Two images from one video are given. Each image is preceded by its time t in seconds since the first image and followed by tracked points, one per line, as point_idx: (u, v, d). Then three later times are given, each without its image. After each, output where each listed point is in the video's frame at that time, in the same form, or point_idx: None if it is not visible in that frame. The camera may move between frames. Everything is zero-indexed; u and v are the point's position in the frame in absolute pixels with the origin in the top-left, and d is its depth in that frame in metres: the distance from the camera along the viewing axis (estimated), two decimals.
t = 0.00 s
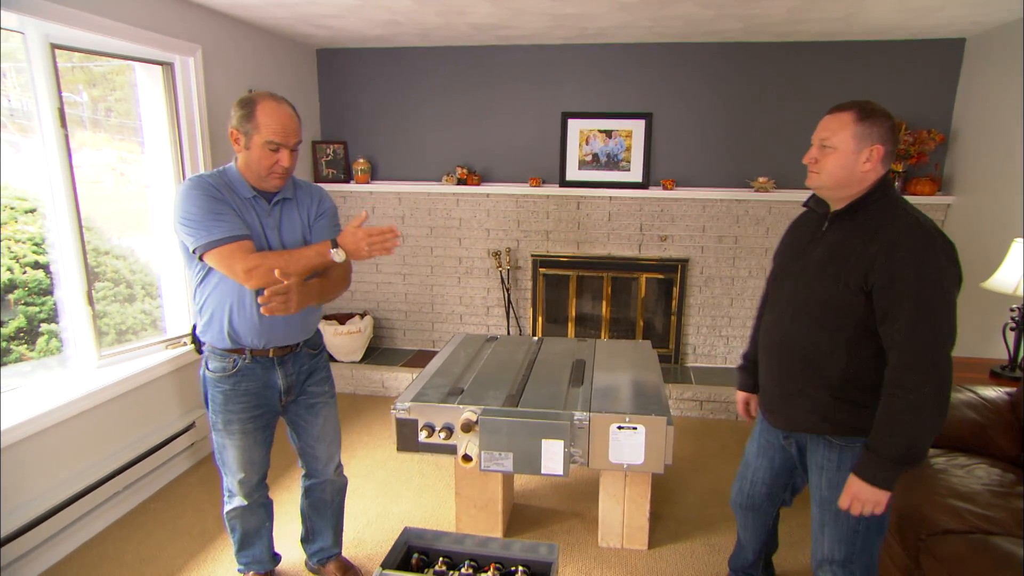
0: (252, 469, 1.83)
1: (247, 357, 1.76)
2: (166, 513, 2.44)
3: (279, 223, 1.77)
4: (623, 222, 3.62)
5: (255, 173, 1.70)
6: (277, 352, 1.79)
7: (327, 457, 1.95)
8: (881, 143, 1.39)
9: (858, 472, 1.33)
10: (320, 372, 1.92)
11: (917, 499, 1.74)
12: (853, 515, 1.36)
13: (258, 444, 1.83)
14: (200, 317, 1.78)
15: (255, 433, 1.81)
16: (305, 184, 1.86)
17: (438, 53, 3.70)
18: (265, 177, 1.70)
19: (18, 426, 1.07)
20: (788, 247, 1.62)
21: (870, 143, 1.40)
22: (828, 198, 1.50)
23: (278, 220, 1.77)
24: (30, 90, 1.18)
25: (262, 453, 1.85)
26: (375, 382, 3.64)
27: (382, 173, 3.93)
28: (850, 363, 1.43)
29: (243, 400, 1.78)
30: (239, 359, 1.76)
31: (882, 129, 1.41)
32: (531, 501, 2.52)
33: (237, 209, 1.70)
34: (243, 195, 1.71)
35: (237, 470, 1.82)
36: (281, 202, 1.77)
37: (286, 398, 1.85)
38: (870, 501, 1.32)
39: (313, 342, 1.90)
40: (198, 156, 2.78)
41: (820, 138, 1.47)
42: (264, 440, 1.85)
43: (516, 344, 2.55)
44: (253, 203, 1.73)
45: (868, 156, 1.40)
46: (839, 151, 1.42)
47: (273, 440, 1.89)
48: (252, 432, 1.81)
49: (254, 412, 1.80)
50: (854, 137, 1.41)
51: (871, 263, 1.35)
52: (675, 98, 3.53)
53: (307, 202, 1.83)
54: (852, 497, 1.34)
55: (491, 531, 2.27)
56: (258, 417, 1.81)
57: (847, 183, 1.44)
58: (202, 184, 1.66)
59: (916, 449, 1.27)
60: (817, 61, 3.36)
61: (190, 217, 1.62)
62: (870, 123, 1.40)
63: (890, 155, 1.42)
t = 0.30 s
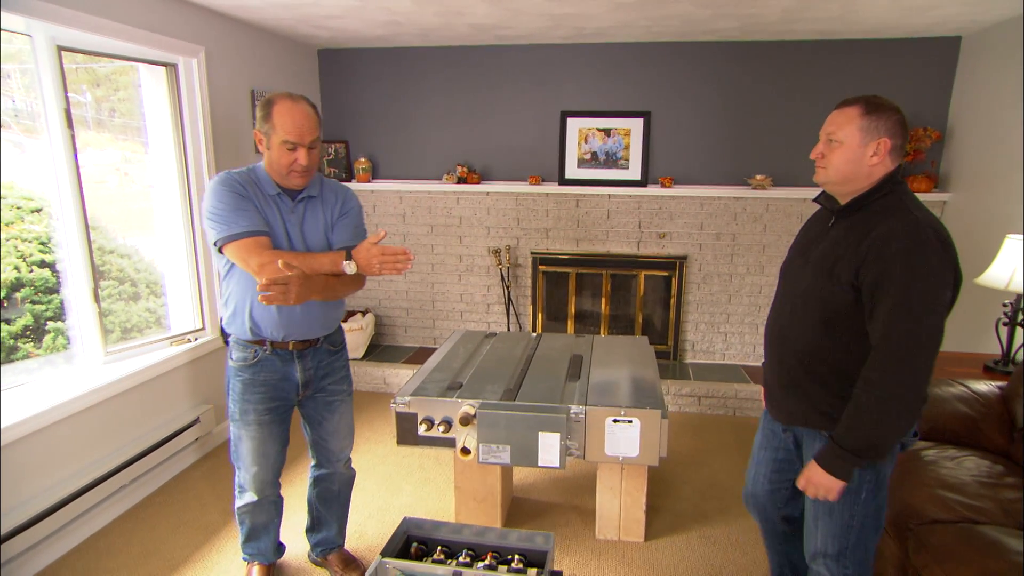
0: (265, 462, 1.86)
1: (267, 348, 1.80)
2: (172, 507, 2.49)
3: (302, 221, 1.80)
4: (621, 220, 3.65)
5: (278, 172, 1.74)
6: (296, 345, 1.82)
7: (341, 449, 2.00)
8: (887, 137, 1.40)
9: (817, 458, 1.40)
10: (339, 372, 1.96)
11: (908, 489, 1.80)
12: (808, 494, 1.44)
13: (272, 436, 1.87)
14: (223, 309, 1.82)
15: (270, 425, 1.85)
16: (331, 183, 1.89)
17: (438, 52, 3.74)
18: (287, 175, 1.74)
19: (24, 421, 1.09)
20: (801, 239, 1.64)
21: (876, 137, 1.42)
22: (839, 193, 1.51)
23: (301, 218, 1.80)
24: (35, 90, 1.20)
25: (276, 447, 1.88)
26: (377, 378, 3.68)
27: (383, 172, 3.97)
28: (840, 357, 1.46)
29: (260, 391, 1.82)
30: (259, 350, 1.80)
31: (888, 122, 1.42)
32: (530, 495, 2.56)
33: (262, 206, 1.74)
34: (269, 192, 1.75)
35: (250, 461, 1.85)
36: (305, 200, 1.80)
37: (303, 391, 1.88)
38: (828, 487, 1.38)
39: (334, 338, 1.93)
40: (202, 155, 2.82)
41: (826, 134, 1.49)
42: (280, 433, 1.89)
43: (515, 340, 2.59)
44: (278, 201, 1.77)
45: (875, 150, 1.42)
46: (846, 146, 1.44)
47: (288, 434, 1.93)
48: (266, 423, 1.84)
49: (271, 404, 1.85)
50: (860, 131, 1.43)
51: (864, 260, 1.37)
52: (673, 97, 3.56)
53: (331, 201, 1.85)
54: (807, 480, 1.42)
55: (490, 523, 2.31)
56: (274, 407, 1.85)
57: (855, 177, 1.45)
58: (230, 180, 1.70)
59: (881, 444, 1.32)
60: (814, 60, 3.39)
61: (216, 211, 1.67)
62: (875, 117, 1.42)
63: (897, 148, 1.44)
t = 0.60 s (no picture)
0: (270, 460, 1.88)
1: (274, 346, 1.82)
2: (173, 504, 2.51)
3: (310, 221, 1.83)
4: (618, 218, 3.67)
5: (288, 175, 1.77)
6: (302, 344, 1.85)
7: (343, 445, 2.03)
8: (878, 129, 1.43)
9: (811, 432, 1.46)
10: (343, 369, 1.99)
11: (897, 480, 1.82)
12: (807, 463, 1.51)
13: (277, 433, 1.88)
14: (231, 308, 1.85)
15: (275, 421, 1.87)
16: (340, 184, 1.91)
17: (435, 53, 3.77)
18: (296, 176, 1.76)
19: (29, 420, 1.12)
20: (795, 226, 1.66)
21: (867, 129, 1.45)
22: (831, 184, 1.55)
23: (309, 218, 1.83)
24: (37, 94, 1.23)
25: (282, 443, 1.90)
26: (377, 377, 3.71)
27: (382, 172, 4.00)
28: (825, 343, 1.49)
29: (267, 387, 1.84)
30: (266, 347, 1.82)
31: (880, 115, 1.45)
32: (528, 491, 2.59)
33: (271, 206, 1.77)
34: (278, 192, 1.78)
35: (256, 458, 1.86)
36: (313, 201, 1.83)
37: (308, 389, 1.91)
38: (818, 457, 1.45)
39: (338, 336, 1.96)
40: (201, 156, 2.85)
41: (820, 126, 1.52)
42: (283, 431, 1.90)
43: (511, 337, 2.62)
44: (287, 201, 1.80)
45: (866, 141, 1.45)
46: (838, 137, 1.47)
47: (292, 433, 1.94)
48: (272, 418, 1.87)
49: (277, 402, 1.87)
50: (853, 123, 1.46)
51: (850, 247, 1.40)
52: (669, 96, 3.59)
53: (339, 202, 1.88)
54: (805, 453, 1.49)
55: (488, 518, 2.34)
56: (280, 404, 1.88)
57: (848, 167, 1.48)
58: (240, 180, 1.74)
59: (863, 420, 1.38)
60: (809, 58, 3.42)
61: (224, 210, 1.70)
62: (866, 110, 1.45)
63: (888, 141, 1.46)
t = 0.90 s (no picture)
0: (267, 461, 1.90)
1: (270, 348, 1.83)
2: (174, 503, 2.53)
3: (304, 220, 1.85)
4: (617, 218, 3.69)
5: (286, 168, 1.77)
6: (298, 344, 1.86)
7: (339, 443, 2.05)
8: (864, 134, 1.47)
9: (820, 436, 1.43)
10: (338, 369, 2.01)
11: (896, 480, 1.82)
12: (815, 472, 1.46)
13: (273, 435, 1.89)
14: (225, 311, 1.85)
15: (273, 425, 1.88)
16: (331, 185, 1.94)
17: (435, 54, 3.78)
18: (295, 170, 1.78)
19: (29, 419, 1.13)
20: (788, 230, 1.68)
21: (854, 134, 1.48)
22: (820, 188, 1.58)
23: (303, 217, 1.85)
24: (36, 96, 1.25)
25: (278, 445, 1.92)
26: (378, 377, 3.73)
27: (382, 173, 4.02)
28: (822, 342, 1.51)
29: (263, 390, 1.85)
30: (262, 350, 1.83)
31: (864, 120, 1.49)
32: (527, 489, 2.60)
33: (264, 206, 1.78)
34: (271, 193, 1.80)
35: (253, 459, 1.88)
36: (307, 200, 1.85)
37: (305, 390, 1.92)
38: (832, 462, 1.41)
39: (332, 335, 1.98)
40: (202, 157, 2.87)
41: (807, 133, 1.55)
42: (280, 432, 1.92)
43: (511, 336, 2.63)
44: (280, 201, 1.81)
45: (853, 145, 1.48)
46: (827, 142, 1.50)
47: (288, 435, 1.95)
48: (268, 421, 1.87)
49: (275, 405, 1.88)
50: (840, 128, 1.49)
51: (843, 245, 1.43)
52: (667, 97, 3.60)
53: (331, 201, 1.90)
54: (812, 458, 1.45)
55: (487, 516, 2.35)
56: (277, 407, 1.88)
57: (838, 171, 1.51)
58: (233, 181, 1.75)
59: (870, 414, 1.37)
60: (806, 59, 3.43)
61: (218, 212, 1.71)
62: (852, 116, 1.49)
63: (874, 145, 1.50)
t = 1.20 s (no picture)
0: (263, 463, 1.90)
1: (264, 351, 1.84)
2: (174, 503, 2.54)
3: (297, 223, 1.86)
4: (616, 220, 3.70)
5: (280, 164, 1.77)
6: (292, 347, 1.88)
7: (334, 445, 2.05)
8: (855, 137, 1.49)
9: (819, 430, 1.47)
10: (331, 369, 2.02)
11: (893, 480, 1.83)
12: (815, 462, 1.52)
13: (269, 437, 1.90)
14: (217, 314, 1.85)
15: (267, 427, 1.89)
16: (324, 186, 1.94)
17: (435, 57, 3.80)
18: (292, 167, 1.79)
19: (30, 418, 1.14)
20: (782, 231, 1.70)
21: (844, 138, 1.51)
22: (813, 192, 1.59)
23: (296, 219, 1.85)
24: (38, 97, 1.26)
25: (273, 447, 1.92)
26: (377, 378, 3.73)
27: (382, 175, 4.03)
28: (815, 342, 1.52)
29: (259, 393, 1.86)
30: (256, 353, 1.84)
31: (853, 125, 1.51)
32: (526, 490, 2.61)
33: (256, 209, 1.79)
34: (263, 196, 1.81)
35: (249, 462, 1.88)
36: (299, 203, 1.86)
37: (302, 390, 1.94)
38: (829, 454, 1.46)
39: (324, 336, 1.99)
40: (202, 158, 2.88)
41: (799, 139, 1.57)
42: (275, 434, 1.92)
43: (510, 337, 2.65)
44: (273, 204, 1.82)
45: (845, 149, 1.50)
46: (818, 147, 1.52)
47: (283, 437, 1.96)
48: (266, 423, 1.89)
49: (270, 408, 1.89)
50: (830, 133, 1.51)
51: (834, 245, 1.44)
52: (666, 100, 3.62)
53: (324, 204, 1.91)
54: (812, 448, 1.50)
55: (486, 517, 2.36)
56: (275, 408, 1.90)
57: (831, 175, 1.53)
58: (225, 184, 1.75)
59: (867, 409, 1.41)
60: (805, 62, 3.45)
61: (209, 216, 1.71)
62: (840, 121, 1.51)
63: (864, 148, 1.52)
